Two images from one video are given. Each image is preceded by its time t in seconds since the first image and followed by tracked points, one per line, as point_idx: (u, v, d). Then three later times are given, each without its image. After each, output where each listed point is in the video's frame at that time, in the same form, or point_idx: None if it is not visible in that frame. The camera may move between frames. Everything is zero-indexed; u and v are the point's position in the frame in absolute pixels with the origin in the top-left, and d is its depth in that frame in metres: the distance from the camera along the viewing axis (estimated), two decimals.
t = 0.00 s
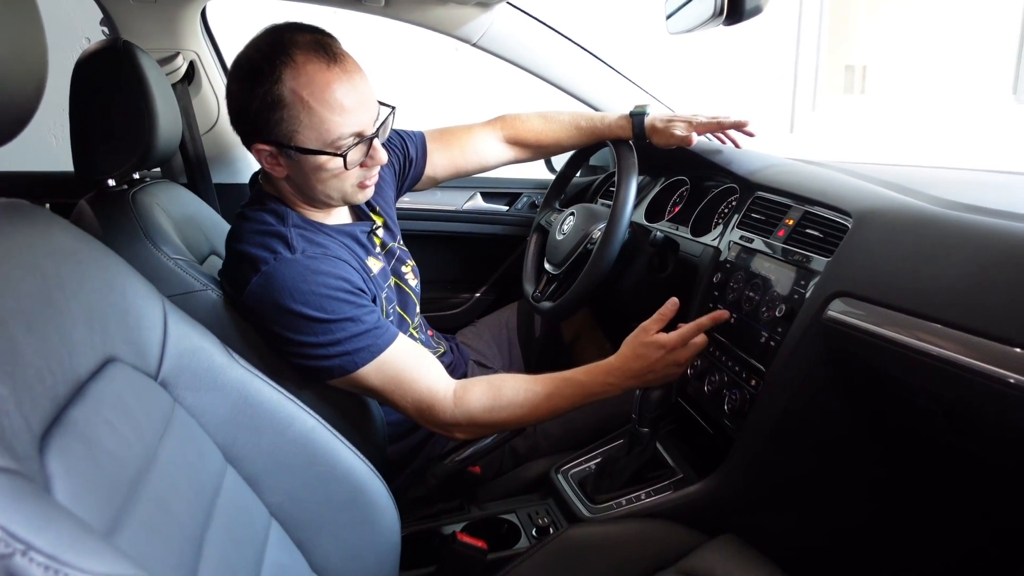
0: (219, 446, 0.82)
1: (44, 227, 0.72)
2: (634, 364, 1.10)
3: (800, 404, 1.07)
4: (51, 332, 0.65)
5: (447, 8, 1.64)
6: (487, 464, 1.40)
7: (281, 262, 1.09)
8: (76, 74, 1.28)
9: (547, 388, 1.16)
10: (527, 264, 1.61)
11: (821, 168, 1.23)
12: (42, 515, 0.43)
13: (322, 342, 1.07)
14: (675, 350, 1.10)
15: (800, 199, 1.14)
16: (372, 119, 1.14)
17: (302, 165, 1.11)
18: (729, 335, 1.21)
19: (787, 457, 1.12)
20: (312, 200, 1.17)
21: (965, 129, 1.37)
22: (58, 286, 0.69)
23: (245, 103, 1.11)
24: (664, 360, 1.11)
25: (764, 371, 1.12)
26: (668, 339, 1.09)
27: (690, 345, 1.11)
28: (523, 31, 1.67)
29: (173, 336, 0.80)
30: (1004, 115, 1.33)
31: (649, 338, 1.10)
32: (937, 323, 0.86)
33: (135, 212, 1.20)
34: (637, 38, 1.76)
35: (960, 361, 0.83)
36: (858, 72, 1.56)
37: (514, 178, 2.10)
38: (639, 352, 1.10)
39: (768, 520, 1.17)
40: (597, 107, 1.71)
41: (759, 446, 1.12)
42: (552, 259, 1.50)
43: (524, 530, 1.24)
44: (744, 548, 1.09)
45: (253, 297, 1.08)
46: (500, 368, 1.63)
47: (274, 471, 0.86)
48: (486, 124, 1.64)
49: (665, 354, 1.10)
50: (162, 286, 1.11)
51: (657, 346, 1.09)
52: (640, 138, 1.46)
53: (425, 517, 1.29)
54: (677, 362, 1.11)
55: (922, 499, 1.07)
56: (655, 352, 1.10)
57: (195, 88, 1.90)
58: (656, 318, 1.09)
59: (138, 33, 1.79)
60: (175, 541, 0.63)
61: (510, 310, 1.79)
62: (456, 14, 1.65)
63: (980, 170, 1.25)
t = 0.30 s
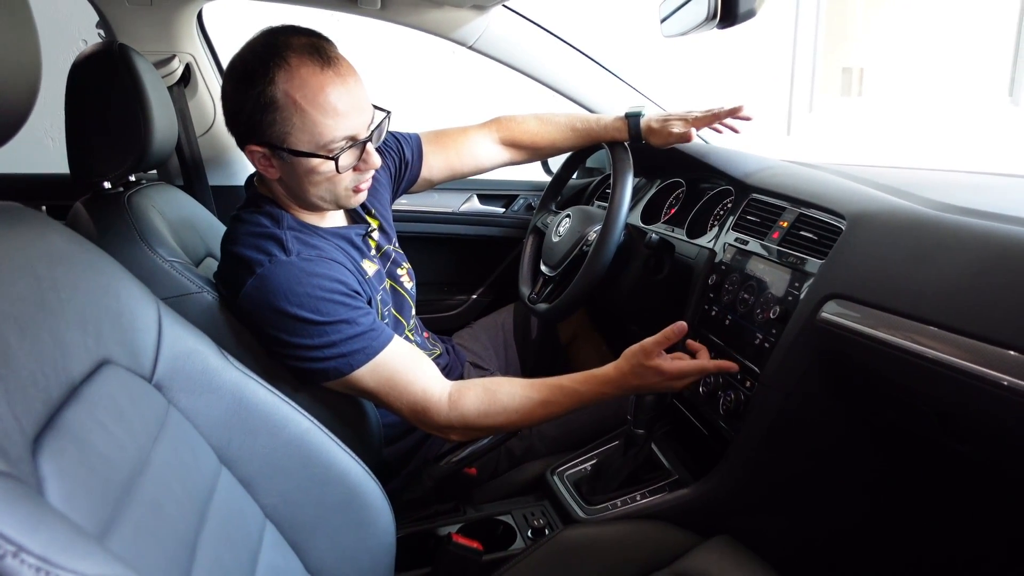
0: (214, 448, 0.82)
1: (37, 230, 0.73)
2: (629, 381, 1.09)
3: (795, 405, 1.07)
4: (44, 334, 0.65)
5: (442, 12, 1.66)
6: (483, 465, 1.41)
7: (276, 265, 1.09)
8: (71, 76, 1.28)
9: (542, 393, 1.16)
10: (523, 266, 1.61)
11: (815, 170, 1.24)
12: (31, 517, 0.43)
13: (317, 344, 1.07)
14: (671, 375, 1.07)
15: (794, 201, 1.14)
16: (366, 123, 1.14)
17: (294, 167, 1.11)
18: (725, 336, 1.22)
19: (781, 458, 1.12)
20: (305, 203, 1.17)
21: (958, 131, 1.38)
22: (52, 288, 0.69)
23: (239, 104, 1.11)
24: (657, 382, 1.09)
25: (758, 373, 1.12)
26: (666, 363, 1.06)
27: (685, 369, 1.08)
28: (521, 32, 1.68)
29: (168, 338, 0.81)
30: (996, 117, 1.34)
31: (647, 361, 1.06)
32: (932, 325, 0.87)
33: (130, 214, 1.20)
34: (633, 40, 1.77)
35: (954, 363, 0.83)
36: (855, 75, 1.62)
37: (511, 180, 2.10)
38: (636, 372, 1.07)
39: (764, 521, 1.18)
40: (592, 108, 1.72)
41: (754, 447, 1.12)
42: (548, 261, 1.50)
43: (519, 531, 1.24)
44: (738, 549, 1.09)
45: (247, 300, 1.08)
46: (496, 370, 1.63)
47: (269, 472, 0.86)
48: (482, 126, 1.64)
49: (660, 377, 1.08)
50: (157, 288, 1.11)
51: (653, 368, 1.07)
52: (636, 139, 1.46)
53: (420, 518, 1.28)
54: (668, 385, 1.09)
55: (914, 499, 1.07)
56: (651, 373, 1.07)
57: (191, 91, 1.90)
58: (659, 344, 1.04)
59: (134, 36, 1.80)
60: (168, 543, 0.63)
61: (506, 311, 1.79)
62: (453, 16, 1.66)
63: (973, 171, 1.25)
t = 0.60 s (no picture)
0: (207, 445, 0.82)
1: (28, 226, 0.72)
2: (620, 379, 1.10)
3: (785, 401, 1.08)
4: (36, 331, 0.65)
5: (434, 10, 1.65)
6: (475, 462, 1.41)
7: (268, 262, 1.09)
8: (61, 73, 1.28)
9: (534, 390, 1.16)
10: (516, 264, 1.62)
11: (806, 168, 1.25)
12: (23, 513, 0.43)
13: (309, 341, 1.07)
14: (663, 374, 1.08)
15: (785, 199, 1.15)
16: (357, 119, 1.14)
17: (285, 163, 1.11)
18: (716, 334, 1.22)
19: (773, 455, 1.13)
20: (296, 199, 1.17)
21: (948, 129, 1.40)
22: (43, 284, 0.69)
23: (229, 100, 1.11)
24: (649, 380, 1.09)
25: (749, 369, 1.13)
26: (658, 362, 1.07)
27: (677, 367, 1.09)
28: (513, 32, 1.68)
29: (160, 335, 0.81)
30: (985, 114, 1.36)
31: (640, 360, 1.07)
32: (923, 322, 0.88)
33: (122, 212, 1.20)
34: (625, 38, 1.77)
35: (944, 359, 0.84)
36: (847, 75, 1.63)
37: (504, 178, 2.11)
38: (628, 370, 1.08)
39: (756, 516, 1.18)
40: (584, 106, 1.73)
41: (746, 443, 1.13)
42: (541, 258, 1.51)
43: (512, 528, 1.24)
44: (730, 545, 1.10)
45: (240, 297, 1.08)
46: (489, 368, 1.64)
47: (261, 469, 0.86)
48: (474, 124, 1.64)
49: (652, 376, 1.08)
50: (150, 286, 1.11)
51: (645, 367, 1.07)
52: (629, 137, 1.47)
53: (415, 515, 1.28)
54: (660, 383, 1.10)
55: (904, 495, 1.08)
56: (643, 372, 1.08)
57: (183, 89, 1.90)
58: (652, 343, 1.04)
59: (126, 33, 1.79)
60: (162, 539, 0.63)
61: (499, 309, 1.79)
62: (445, 14, 1.65)
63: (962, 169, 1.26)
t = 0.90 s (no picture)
0: (193, 447, 0.82)
1: (9, 228, 0.72)
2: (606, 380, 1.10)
3: (770, 398, 1.09)
4: (19, 334, 0.65)
5: (420, 10, 1.65)
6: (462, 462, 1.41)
7: (253, 263, 1.09)
8: (43, 73, 1.27)
9: (521, 390, 1.16)
10: (502, 265, 1.62)
11: (789, 168, 1.26)
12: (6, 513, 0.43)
13: (295, 342, 1.07)
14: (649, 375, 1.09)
15: (768, 198, 1.17)
16: (345, 115, 1.14)
17: (271, 157, 1.11)
18: (701, 332, 1.23)
19: (758, 452, 1.14)
20: (281, 196, 1.16)
21: (928, 129, 1.42)
22: (26, 286, 0.68)
23: (218, 95, 1.11)
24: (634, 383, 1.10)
25: (734, 367, 1.14)
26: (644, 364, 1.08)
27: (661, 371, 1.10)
28: (499, 31, 1.69)
29: (145, 336, 0.80)
30: (963, 114, 1.38)
31: (628, 360, 1.08)
32: (903, 320, 0.89)
33: (106, 213, 1.19)
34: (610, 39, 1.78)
35: (925, 355, 0.85)
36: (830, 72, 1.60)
37: (489, 178, 2.11)
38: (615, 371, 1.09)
39: (741, 513, 1.19)
40: (571, 106, 1.73)
41: (731, 441, 1.14)
42: (527, 258, 1.51)
43: (499, 527, 1.24)
44: (715, 542, 1.11)
45: (225, 298, 1.07)
46: (476, 367, 1.64)
47: (247, 471, 0.86)
48: (460, 124, 1.65)
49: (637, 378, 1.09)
50: (135, 287, 1.10)
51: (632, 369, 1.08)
52: (613, 138, 1.47)
53: (401, 515, 1.28)
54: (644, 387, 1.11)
55: (885, 490, 1.10)
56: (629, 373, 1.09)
57: (166, 88, 1.88)
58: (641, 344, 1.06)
59: (109, 32, 1.78)
60: (147, 541, 0.63)
61: (485, 309, 1.79)
62: (431, 14, 1.65)
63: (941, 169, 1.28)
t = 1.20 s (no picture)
0: (187, 450, 0.82)
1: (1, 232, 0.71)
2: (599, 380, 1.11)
3: (760, 398, 1.11)
4: (14, 339, 0.64)
5: (411, 11, 1.65)
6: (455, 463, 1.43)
7: (246, 265, 1.09)
8: (31, 74, 1.26)
9: (514, 391, 1.17)
10: (493, 266, 1.63)
11: (777, 169, 1.27)
12: (11, 519, 0.43)
13: (289, 344, 1.07)
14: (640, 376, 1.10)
15: (758, 199, 1.18)
16: (349, 124, 1.15)
17: (272, 160, 1.11)
18: (692, 332, 1.25)
19: (749, 450, 1.15)
20: (278, 199, 1.16)
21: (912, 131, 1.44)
22: (20, 290, 0.68)
23: (223, 93, 1.11)
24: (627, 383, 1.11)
25: (725, 367, 1.15)
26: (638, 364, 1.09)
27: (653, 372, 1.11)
28: (489, 33, 1.69)
29: (140, 340, 0.80)
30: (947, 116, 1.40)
31: (620, 359, 1.09)
32: (892, 319, 0.90)
33: (96, 216, 1.18)
34: (600, 41, 1.79)
35: (913, 355, 0.87)
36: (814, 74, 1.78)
37: (479, 180, 2.11)
38: (608, 370, 1.10)
39: (733, 511, 1.20)
40: (562, 107, 1.72)
41: (724, 441, 1.16)
42: (518, 259, 1.52)
43: (493, 527, 1.24)
44: (707, 541, 1.12)
45: (217, 301, 1.07)
46: (468, 368, 1.64)
47: (243, 474, 0.86)
48: (452, 126, 1.65)
49: (630, 378, 1.10)
50: (126, 291, 1.09)
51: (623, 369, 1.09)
52: (604, 139, 1.48)
53: (395, 516, 1.28)
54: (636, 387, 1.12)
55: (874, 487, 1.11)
56: (621, 372, 1.10)
57: (155, 90, 1.87)
58: (633, 344, 1.07)
59: (98, 34, 1.77)
60: (144, 545, 0.63)
61: (476, 310, 1.80)
62: (422, 16, 1.65)
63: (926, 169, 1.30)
